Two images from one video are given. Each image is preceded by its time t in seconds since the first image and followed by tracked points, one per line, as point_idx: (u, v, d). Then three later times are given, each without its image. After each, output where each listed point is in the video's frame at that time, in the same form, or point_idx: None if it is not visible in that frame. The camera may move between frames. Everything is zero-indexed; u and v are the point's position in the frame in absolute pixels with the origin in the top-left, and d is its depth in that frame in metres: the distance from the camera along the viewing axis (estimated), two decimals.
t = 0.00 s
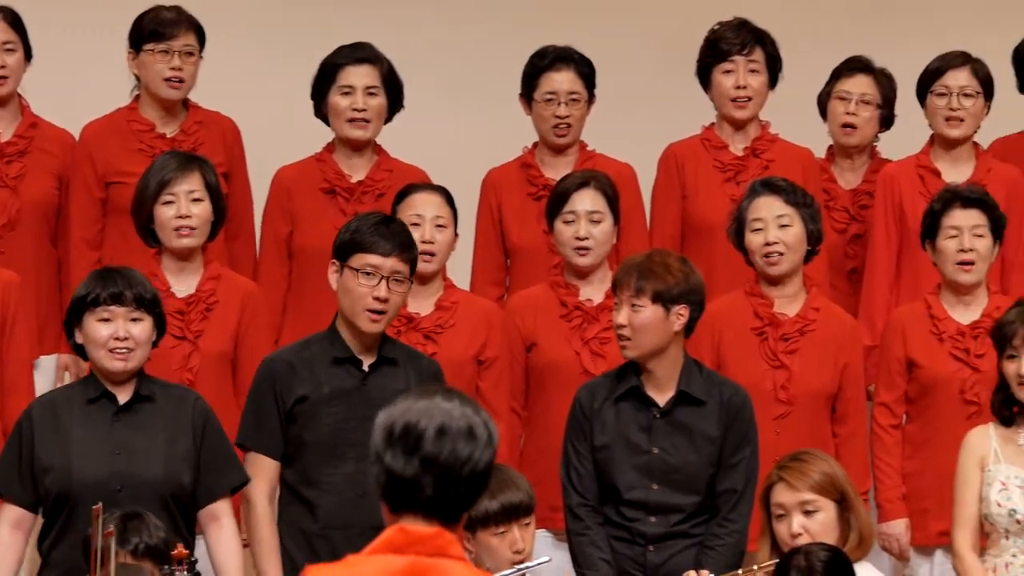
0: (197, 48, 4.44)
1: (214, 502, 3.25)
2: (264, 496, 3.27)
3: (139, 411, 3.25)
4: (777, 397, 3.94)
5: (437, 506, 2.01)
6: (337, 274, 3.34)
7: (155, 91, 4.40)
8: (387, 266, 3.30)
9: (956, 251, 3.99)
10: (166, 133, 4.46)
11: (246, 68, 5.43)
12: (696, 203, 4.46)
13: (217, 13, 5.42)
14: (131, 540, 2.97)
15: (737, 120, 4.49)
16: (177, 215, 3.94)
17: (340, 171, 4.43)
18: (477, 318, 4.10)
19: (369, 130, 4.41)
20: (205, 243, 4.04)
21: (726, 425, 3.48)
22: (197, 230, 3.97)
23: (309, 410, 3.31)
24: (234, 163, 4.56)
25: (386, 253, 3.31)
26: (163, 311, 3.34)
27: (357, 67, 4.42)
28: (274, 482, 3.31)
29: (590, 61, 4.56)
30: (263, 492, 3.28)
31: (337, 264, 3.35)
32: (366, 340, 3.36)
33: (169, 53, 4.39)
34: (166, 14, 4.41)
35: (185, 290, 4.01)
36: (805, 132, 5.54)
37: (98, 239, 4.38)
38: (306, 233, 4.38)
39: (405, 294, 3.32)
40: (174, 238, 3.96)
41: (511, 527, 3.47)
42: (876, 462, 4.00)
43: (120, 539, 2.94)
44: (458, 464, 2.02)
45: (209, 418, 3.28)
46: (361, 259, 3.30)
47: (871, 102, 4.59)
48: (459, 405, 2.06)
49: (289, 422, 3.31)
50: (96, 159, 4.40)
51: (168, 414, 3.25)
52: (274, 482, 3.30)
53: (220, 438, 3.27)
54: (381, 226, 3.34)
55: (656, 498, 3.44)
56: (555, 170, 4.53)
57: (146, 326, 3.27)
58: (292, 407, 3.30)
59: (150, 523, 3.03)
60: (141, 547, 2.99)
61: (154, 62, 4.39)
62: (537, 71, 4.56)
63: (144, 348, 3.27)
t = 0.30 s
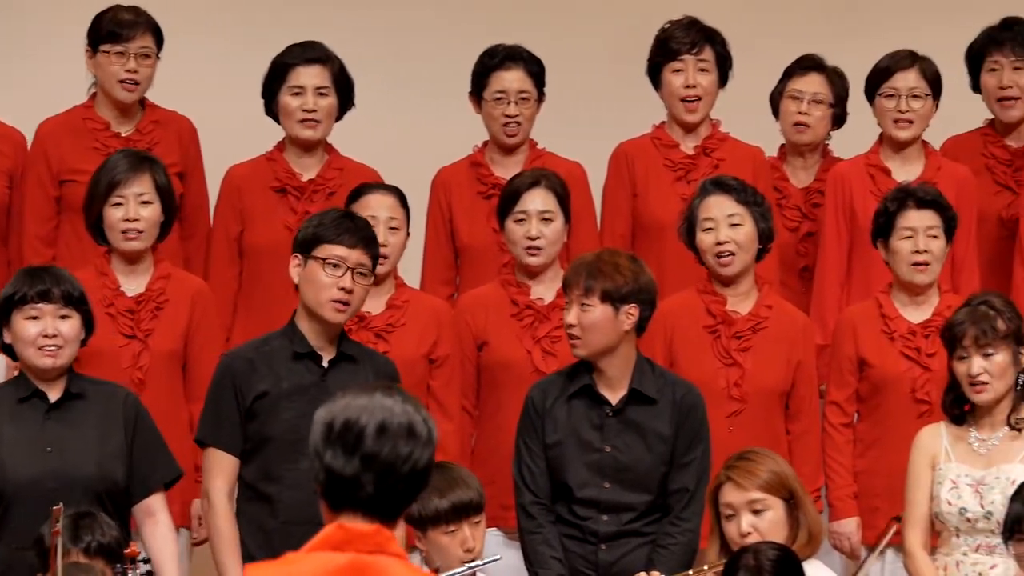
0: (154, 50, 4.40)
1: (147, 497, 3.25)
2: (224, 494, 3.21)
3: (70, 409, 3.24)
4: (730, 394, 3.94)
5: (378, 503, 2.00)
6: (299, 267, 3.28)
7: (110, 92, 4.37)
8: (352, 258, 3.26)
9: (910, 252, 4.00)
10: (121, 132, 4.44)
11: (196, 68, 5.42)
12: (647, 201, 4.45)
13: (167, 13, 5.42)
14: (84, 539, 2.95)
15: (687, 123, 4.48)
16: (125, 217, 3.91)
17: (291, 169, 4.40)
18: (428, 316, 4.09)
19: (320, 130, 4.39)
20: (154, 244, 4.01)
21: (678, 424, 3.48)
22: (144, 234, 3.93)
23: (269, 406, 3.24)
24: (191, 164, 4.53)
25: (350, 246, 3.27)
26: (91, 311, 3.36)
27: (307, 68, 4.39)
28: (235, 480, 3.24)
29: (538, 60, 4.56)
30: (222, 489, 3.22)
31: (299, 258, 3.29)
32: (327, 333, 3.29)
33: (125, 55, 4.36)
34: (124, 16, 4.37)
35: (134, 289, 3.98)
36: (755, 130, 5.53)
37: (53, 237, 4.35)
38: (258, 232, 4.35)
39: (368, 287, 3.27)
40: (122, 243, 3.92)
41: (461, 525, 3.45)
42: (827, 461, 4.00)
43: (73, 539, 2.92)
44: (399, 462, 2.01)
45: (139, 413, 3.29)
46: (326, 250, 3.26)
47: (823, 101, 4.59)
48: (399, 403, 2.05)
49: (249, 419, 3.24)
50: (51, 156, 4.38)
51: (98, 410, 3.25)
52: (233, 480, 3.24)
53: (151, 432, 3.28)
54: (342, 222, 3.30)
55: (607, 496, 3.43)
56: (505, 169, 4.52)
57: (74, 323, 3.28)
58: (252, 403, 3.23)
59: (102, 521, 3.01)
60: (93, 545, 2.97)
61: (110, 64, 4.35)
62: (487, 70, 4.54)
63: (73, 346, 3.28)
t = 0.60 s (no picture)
0: (112, 48, 4.37)
1: (86, 496, 3.22)
2: (185, 492, 3.19)
3: (5, 409, 3.18)
4: (685, 392, 3.94)
5: (300, 507, 1.87)
6: (259, 263, 3.28)
7: (66, 89, 4.34)
8: (313, 254, 3.26)
9: (863, 249, 4.02)
10: (79, 131, 4.40)
11: (148, 66, 5.37)
12: (600, 199, 4.45)
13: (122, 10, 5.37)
14: (39, 539, 2.95)
15: (640, 121, 4.48)
16: (79, 215, 3.87)
17: (244, 169, 4.36)
18: (383, 315, 4.07)
19: (270, 134, 4.35)
20: (108, 242, 3.98)
21: (634, 423, 3.48)
22: (97, 231, 3.90)
23: (230, 404, 3.21)
24: (150, 163, 4.51)
25: (311, 242, 3.27)
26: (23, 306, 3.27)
27: (259, 68, 4.36)
28: (195, 478, 3.21)
29: (490, 59, 4.54)
30: (183, 488, 3.19)
31: (259, 254, 3.29)
32: (288, 330, 3.29)
33: (81, 52, 4.33)
34: (83, 13, 4.34)
35: (88, 288, 3.95)
36: (709, 130, 5.54)
37: (10, 235, 4.32)
38: (211, 231, 4.33)
39: (328, 282, 3.28)
40: (76, 240, 3.89)
41: (416, 525, 3.43)
42: (780, 459, 4.00)
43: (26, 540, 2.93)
44: (323, 461, 1.88)
45: (75, 411, 3.23)
46: (287, 245, 3.26)
47: (777, 101, 4.60)
48: (321, 395, 1.90)
49: (209, 417, 3.21)
50: (9, 154, 4.35)
51: (34, 410, 3.19)
52: (194, 479, 3.22)
53: (87, 430, 3.24)
54: (301, 218, 3.30)
55: (563, 495, 3.42)
56: (457, 169, 4.50)
57: (7, 322, 3.19)
58: (213, 402, 3.21)
59: (58, 521, 3.00)
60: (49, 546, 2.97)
61: (66, 61, 4.32)
62: (439, 69, 4.52)
63: (5, 346, 3.19)
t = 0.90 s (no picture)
0: (63, 44, 4.33)
1: (32, 492, 3.17)
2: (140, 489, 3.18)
3: None
4: (633, 390, 3.93)
5: (211, 506, 1.85)
6: (206, 261, 3.29)
7: (18, 88, 4.32)
8: (260, 248, 3.29)
9: (808, 245, 4.02)
10: (31, 129, 4.39)
11: (97, 64, 5.34)
12: (548, 198, 4.44)
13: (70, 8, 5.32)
14: None
15: (587, 122, 4.47)
16: (25, 212, 3.83)
17: (191, 168, 4.34)
18: (331, 313, 4.03)
19: (219, 131, 4.33)
20: (55, 240, 3.94)
21: (586, 422, 3.47)
22: (44, 230, 3.86)
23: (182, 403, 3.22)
24: (102, 161, 4.48)
25: (258, 237, 3.30)
26: None
27: (206, 64, 4.33)
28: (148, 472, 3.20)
29: (437, 57, 4.52)
30: (138, 485, 3.18)
31: (205, 252, 3.30)
32: (238, 326, 3.30)
33: (32, 48, 4.29)
34: (34, 9, 4.32)
35: (34, 286, 3.92)
36: (655, 128, 5.53)
37: None
38: (159, 230, 4.29)
39: (277, 276, 3.30)
40: (23, 239, 3.85)
41: (366, 525, 3.41)
42: (729, 458, 4.00)
43: None
44: (226, 457, 1.85)
45: (19, 406, 3.18)
46: (234, 240, 3.28)
47: (727, 98, 4.60)
48: (221, 391, 1.87)
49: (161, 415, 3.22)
50: None
51: None
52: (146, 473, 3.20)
53: (31, 426, 3.19)
54: (245, 214, 3.33)
55: (514, 493, 3.41)
56: (405, 168, 4.48)
57: None
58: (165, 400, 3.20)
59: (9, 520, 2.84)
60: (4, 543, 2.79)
61: (18, 58, 4.29)
62: (387, 68, 4.50)
63: None
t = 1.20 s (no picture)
0: (14, 44, 4.30)
1: None
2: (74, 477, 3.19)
3: None
4: (582, 389, 3.93)
5: (129, 504, 1.86)
6: (151, 261, 3.40)
7: None
8: (203, 246, 3.39)
9: (756, 243, 4.03)
10: None
11: (45, 64, 5.31)
12: (496, 198, 4.43)
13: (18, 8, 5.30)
14: None
15: (535, 116, 4.46)
16: None
17: (139, 166, 4.32)
18: (280, 313, 4.02)
19: (167, 128, 4.30)
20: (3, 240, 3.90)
21: (541, 423, 3.46)
22: None
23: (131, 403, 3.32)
24: (53, 162, 4.46)
25: (200, 234, 3.40)
26: None
27: (154, 64, 4.30)
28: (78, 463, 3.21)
29: (386, 57, 4.50)
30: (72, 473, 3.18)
31: (150, 252, 3.41)
32: (186, 323, 3.40)
33: None
34: None
35: None
36: (603, 125, 5.51)
37: None
38: (108, 229, 4.26)
39: (221, 272, 3.40)
40: None
41: (315, 524, 3.38)
42: (678, 457, 4.01)
43: None
44: (144, 456, 1.86)
45: None
46: (177, 239, 3.38)
47: (677, 97, 4.61)
48: (140, 392, 1.89)
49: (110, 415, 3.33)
50: None
51: None
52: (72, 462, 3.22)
53: None
54: (188, 212, 3.44)
55: (468, 492, 3.40)
56: (353, 167, 4.46)
57: None
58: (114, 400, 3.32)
59: None
60: None
61: None
62: (334, 67, 4.48)
63: None
